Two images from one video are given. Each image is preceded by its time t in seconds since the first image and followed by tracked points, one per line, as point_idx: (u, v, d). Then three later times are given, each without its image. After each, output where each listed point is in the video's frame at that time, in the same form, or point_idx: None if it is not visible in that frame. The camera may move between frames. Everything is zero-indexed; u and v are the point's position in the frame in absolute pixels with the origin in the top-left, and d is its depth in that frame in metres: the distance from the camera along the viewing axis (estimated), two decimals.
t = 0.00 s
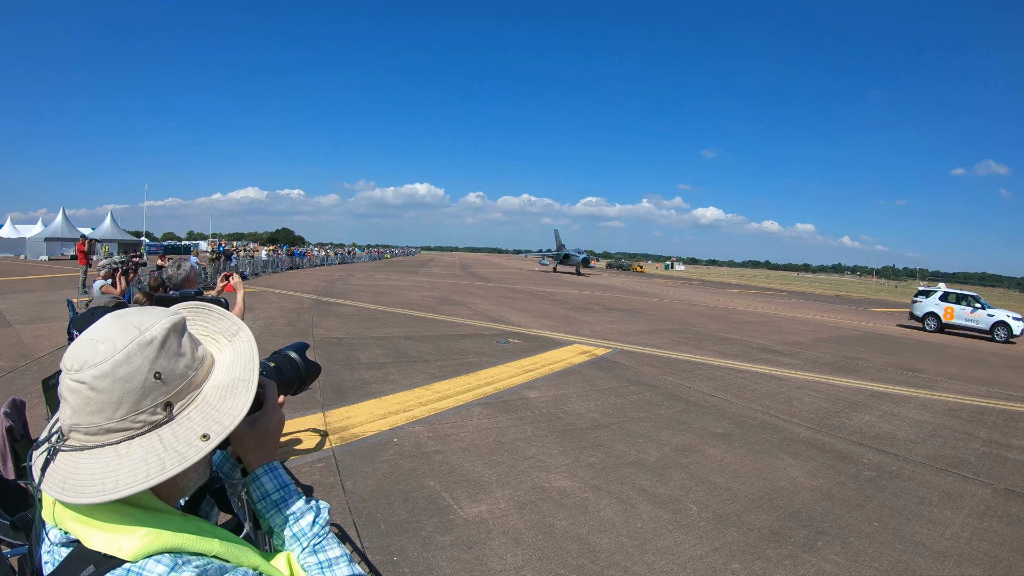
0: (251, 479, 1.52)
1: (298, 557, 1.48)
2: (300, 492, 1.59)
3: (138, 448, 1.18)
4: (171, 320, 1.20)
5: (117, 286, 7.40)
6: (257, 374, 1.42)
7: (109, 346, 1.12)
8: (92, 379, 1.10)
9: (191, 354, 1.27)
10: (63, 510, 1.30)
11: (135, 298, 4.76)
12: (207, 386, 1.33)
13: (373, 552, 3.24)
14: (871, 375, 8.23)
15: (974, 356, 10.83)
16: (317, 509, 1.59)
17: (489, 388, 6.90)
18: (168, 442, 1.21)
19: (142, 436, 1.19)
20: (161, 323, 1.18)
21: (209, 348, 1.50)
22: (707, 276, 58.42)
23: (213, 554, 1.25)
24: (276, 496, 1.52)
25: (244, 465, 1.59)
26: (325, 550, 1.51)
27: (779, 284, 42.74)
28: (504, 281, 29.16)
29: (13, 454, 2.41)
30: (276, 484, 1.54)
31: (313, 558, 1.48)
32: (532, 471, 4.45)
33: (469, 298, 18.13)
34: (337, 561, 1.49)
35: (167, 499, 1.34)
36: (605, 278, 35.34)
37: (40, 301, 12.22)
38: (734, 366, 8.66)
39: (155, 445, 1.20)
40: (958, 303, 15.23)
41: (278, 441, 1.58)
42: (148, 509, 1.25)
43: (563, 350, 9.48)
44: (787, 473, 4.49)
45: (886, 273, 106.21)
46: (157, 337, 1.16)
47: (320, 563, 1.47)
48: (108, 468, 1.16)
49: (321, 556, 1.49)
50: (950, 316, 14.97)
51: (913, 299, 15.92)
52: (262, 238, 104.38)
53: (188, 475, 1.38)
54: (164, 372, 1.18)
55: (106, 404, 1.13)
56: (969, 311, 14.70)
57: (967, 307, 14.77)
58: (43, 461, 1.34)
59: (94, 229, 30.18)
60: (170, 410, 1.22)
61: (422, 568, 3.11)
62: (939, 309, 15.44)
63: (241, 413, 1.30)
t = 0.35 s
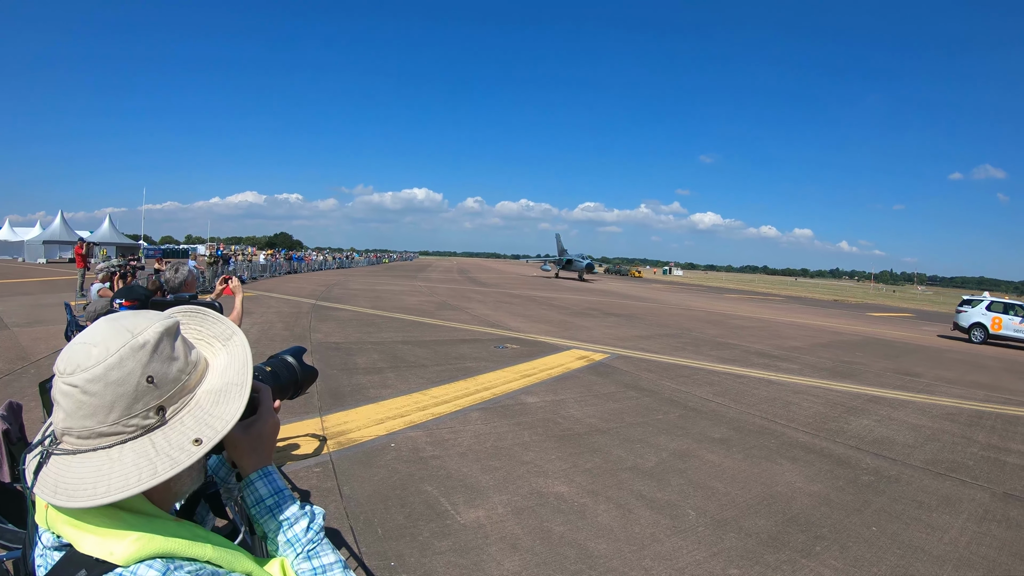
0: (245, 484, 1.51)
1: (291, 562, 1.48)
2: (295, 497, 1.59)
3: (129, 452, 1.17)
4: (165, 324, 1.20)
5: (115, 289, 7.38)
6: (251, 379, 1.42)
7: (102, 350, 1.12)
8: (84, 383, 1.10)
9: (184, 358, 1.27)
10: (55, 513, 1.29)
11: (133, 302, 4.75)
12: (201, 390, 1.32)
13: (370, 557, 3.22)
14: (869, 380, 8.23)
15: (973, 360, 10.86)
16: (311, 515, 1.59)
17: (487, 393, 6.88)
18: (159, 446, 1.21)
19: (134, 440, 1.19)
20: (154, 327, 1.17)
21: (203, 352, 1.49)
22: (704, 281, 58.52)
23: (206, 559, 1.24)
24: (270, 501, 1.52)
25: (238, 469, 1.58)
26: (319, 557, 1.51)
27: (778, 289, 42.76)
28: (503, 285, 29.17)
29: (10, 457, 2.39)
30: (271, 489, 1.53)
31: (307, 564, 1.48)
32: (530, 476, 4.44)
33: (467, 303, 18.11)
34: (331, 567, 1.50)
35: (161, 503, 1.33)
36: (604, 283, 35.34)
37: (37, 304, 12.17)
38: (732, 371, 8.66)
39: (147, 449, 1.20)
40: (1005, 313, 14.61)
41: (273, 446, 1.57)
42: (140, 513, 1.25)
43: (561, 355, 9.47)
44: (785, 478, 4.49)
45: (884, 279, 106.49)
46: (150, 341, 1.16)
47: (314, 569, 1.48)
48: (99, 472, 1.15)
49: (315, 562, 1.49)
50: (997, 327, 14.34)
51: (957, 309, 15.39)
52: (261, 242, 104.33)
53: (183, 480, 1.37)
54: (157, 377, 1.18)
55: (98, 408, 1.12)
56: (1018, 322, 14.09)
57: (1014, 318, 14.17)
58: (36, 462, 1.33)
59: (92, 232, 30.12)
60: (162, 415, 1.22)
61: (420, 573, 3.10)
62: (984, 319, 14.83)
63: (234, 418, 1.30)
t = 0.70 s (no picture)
0: (244, 484, 1.52)
1: (289, 563, 1.49)
2: (293, 498, 1.60)
3: (129, 451, 1.17)
4: (166, 324, 1.20)
5: (114, 290, 7.38)
6: (251, 380, 1.42)
7: (104, 349, 1.13)
8: (86, 381, 1.10)
9: (185, 358, 1.27)
10: (55, 510, 1.29)
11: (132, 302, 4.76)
12: (201, 390, 1.32)
13: (367, 560, 3.21)
14: (867, 386, 8.25)
15: (970, 367, 10.89)
16: (309, 517, 1.60)
17: (484, 396, 6.88)
18: (160, 445, 1.21)
19: (135, 439, 1.19)
20: (156, 327, 1.18)
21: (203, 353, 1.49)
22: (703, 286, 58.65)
23: (204, 558, 1.25)
24: (268, 502, 1.53)
25: (237, 470, 1.58)
26: (317, 558, 1.51)
27: (777, 295, 42.84)
28: (501, 289, 29.19)
29: (7, 457, 2.39)
30: (269, 490, 1.54)
31: (304, 565, 1.48)
32: (527, 480, 4.43)
33: (466, 307, 18.11)
34: (328, 568, 1.49)
35: (160, 502, 1.33)
36: (603, 287, 35.35)
37: (36, 304, 12.14)
38: (729, 377, 8.68)
39: (147, 449, 1.20)
40: None
41: (272, 447, 1.57)
42: (139, 511, 1.25)
43: (559, 360, 9.48)
44: (782, 484, 4.49)
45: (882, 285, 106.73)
46: (152, 340, 1.16)
47: (311, 569, 1.48)
48: (100, 470, 1.15)
49: (312, 563, 1.49)
50: None
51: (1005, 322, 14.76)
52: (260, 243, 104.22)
53: (182, 480, 1.37)
54: (158, 376, 1.18)
55: (100, 406, 1.13)
56: None
57: None
58: (37, 460, 1.33)
59: (92, 232, 30.10)
60: (163, 414, 1.22)
61: None
62: None
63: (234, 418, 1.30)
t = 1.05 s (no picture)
0: (240, 480, 1.51)
1: (285, 559, 1.48)
2: (289, 494, 1.59)
3: (123, 447, 1.16)
4: (160, 320, 1.19)
5: (111, 287, 7.35)
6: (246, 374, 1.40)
7: (97, 345, 1.12)
8: (80, 377, 1.09)
9: (179, 353, 1.26)
10: (51, 505, 1.28)
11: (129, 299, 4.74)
12: (196, 385, 1.31)
13: (366, 555, 3.22)
14: (864, 380, 8.28)
15: (967, 361, 10.94)
16: (305, 512, 1.59)
17: (482, 392, 6.88)
18: (154, 440, 1.20)
19: (129, 434, 1.18)
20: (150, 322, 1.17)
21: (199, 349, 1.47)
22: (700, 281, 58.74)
23: (200, 554, 1.25)
24: (264, 498, 1.52)
25: (234, 465, 1.58)
26: (313, 553, 1.51)
27: (775, 289, 42.90)
28: (499, 284, 29.19)
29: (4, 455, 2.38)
30: (265, 486, 1.53)
31: (301, 561, 1.48)
32: (525, 475, 4.44)
33: (463, 303, 18.09)
34: (325, 564, 1.50)
35: (156, 498, 1.33)
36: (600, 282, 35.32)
37: (33, 301, 12.10)
38: (727, 371, 8.70)
39: (142, 444, 1.18)
40: None
41: (269, 442, 1.56)
42: (135, 506, 1.24)
43: (556, 355, 9.48)
44: (780, 478, 4.50)
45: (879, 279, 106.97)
46: (145, 335, 1.15)
47: (307, 565, 1.48)
48: (94, 466, 1.14)
49: (309, 558, 1.49)
50: None
51: None
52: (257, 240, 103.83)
53: (179, 475, 1.36)
54: (151, 372, 1.17)
55: (94, 402, 1.12)
56: None
57: None
58: (33, 456, 1.32)
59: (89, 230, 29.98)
60: (157, 409, 1.21)
61: (415, 572, 3.10)
62: None
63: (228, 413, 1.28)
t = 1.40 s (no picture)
0: (238, 481, 1.50)
1: (281, 560, 1.47)
2: (287, 494, 1.56)
3: (111, 455, 1.14)
4: (145, 326, 1.17)
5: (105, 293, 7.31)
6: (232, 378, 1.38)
7: (81, 354, 1.10)
8: (66, 388, 1.07)
9: (165, 359, 1.24)
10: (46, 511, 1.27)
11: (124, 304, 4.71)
12: (182, 391, 1.29)
13: (363, 560, 3.19)
14: (859, 380, 8.32)
15: (961, 359, 11.01)
16: (303, 513, 1.57)
17: (478, 395, 6.87)
18: (140, 449, 1.18)
19: (116, 443, 1.16)
20: (133, 329, 1.14)
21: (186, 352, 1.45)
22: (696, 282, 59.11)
23: (195, 558, 1.23)
24: (262, 499, 1.50)
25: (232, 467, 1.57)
26: (309, 554, 1.49)
27: (770, 290, 43.03)
28: (495, 287, 29.19)
29: None
30: (263, 487, 1.51)
31: (297, 562, 1.47)
32: (521, 478, 4.42)
33: (458, 306, 18.06)
34: (320, 565, 1.47)
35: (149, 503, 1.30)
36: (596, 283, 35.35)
37: (27, 308, 12.02)
38: (722, 372, 8.72)
39: (129, 452, 1.17)
40: None
41: (266, 444, 1.55)
42: (125, 513, 1.22)
43: (552, 357, 9.48)
44: (777, 478, 4.51)
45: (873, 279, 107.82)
46: (129, 343, 1.13)
47: (303, 566, 1.46)
48: (82, 476, 1.12)
49: (305, 559, 1.48)
50: None
51: None
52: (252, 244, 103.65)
53: (171, 481, 1.33)
54: (136, 380, 1.15)
55: (80, 413, 1.10)
56: None
57: None
58: (25, 466, 1.29)
59: (84, 236, 29.88)
60: (144, 417, 1.19)
61: None
62: None
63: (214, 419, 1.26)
